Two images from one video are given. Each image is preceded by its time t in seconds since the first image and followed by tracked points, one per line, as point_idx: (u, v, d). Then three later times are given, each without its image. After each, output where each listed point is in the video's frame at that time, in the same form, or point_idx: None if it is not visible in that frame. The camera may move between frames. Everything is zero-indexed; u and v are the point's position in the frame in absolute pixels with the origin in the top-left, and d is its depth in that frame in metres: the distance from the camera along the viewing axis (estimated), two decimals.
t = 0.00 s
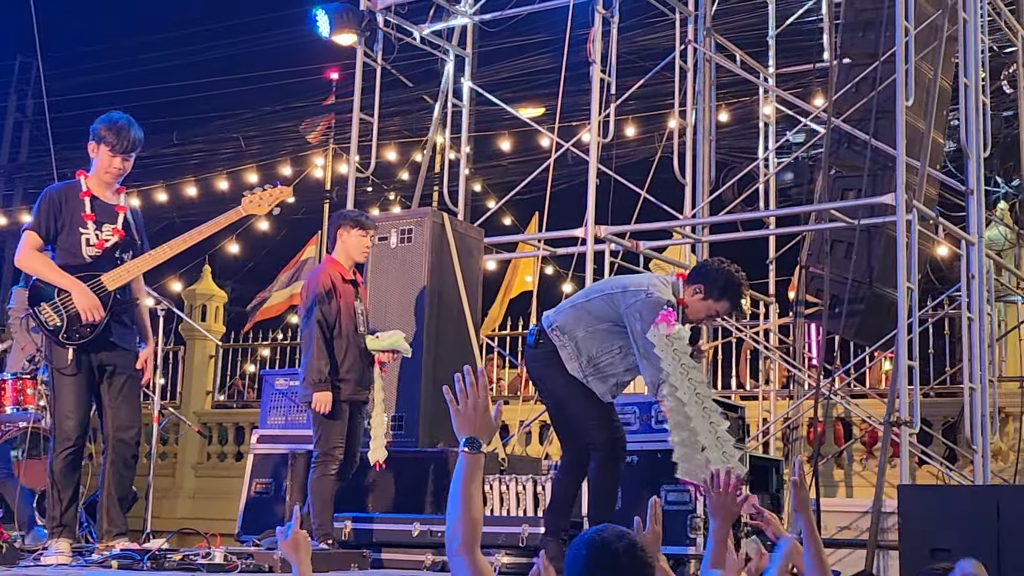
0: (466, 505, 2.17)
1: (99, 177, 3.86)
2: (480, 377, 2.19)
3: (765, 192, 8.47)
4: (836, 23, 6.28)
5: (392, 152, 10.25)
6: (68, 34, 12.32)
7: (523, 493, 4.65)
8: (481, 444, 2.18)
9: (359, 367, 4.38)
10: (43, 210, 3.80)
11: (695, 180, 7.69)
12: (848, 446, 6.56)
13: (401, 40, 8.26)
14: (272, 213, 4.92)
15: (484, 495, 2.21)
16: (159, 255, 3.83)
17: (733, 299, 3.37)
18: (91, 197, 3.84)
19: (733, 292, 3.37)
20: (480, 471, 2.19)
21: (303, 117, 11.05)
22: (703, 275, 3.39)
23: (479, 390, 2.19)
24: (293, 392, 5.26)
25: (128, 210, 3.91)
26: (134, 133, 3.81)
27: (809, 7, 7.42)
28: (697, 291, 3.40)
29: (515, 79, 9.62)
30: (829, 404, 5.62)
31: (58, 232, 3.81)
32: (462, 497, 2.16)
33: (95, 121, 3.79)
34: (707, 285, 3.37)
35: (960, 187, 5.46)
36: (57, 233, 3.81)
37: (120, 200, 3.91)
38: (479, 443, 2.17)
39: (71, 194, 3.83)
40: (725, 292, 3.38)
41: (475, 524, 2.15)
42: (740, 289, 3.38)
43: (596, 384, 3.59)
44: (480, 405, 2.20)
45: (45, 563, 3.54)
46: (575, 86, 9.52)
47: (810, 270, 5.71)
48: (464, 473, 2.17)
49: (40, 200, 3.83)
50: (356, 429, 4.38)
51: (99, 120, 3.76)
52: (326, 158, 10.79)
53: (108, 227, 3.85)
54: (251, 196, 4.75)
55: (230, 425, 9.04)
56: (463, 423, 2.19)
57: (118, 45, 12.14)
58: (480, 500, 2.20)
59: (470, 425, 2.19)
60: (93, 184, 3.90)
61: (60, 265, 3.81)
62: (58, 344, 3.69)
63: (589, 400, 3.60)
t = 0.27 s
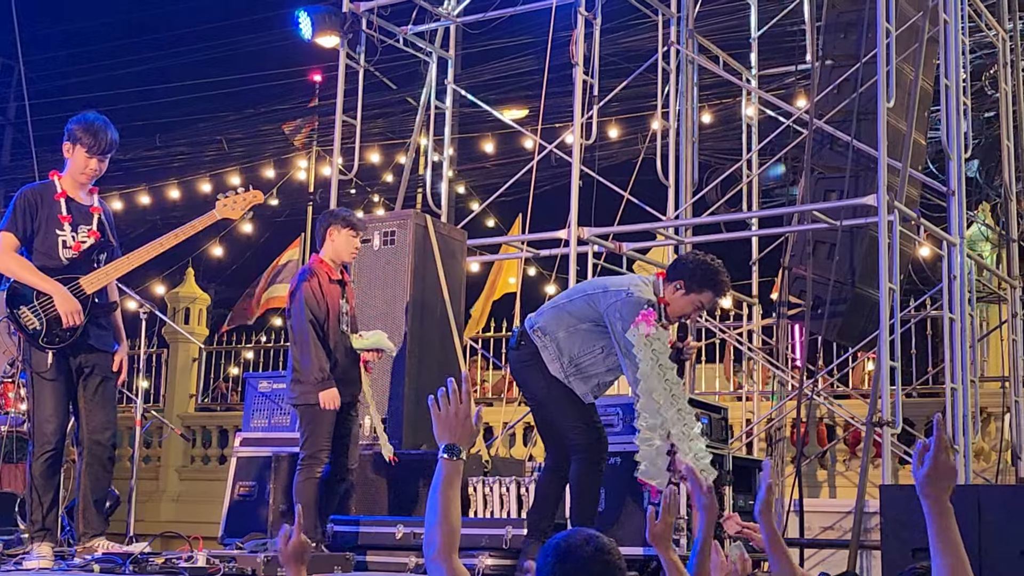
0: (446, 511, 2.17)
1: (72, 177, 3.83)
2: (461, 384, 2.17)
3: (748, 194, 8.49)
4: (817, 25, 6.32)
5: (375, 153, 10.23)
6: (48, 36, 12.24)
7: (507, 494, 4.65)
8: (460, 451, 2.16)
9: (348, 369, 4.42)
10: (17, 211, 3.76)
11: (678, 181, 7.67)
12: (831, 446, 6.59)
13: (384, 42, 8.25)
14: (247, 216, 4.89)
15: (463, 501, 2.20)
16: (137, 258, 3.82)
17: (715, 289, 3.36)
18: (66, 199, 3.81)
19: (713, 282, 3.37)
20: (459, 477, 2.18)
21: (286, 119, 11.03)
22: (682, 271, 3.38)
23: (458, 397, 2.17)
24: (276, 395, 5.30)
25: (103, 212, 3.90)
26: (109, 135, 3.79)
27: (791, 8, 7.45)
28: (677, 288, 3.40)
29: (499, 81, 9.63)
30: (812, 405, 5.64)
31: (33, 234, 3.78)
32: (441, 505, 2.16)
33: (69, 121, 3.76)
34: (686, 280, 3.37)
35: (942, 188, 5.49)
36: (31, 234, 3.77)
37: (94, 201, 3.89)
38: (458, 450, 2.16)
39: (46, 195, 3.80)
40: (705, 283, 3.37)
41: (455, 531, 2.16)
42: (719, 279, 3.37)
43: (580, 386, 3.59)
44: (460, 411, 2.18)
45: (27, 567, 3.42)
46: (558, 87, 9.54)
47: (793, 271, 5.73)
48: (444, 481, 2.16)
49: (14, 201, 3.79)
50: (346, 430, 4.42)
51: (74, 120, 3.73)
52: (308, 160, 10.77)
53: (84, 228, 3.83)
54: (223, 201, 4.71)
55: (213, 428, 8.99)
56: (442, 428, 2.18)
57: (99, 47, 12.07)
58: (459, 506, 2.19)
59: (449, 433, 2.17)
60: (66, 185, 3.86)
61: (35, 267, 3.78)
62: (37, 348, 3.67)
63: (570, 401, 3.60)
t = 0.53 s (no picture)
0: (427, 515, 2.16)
1: (54, 178, 3.81)
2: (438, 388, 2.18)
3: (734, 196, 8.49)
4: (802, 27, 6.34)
5: (362, 156, 10.21)
6: (31, 37, 12.16)
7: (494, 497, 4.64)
8: (437, 454, 2.17)
9: (338, 374, 4.36)
10: None
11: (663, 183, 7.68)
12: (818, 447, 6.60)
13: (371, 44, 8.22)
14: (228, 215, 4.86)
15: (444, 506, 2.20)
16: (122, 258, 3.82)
17: (699, 278, 3.40)
18: (49, 201, 3.79)
19: (696, 273, 3.41)
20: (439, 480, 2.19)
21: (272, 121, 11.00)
22: (666, 266, 3.42)
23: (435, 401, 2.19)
24: (262, 397, 5.28)
25: (86, 214, 3.88)
26: (90, 136, 3.76)
27: (776, 10, 7.47)
28: (662, 283, 3.42)
29: (485, 83, 9.62)
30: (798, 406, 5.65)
31: (16, 237, 3.75)
32: (424, 507, 2.15)
33: (50, 123, 3.74)
34: (669, 274, 3.41)
35: (926, 190, 5.52)
36: (14, 237, 3.75)
37: (76, 203, 3.87)
38: (436, 453, 2.16)
39: (28, 198, 3.77)
40: (688, 275, 3.41)
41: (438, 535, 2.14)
42: (702, 269, 3.41)
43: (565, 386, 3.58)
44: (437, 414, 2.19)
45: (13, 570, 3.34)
46: (544, 89, 9.54)
47: (778, 272, 5.74)
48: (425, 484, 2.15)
49: None
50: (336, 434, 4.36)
51: (56, 122, 3.71)
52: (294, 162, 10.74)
53: (67, 231, 3.81)
54: (206, 200, 4.67)
55: (200, 431, 8.95)
56: (419, 431, 2.19)
57: (83, 49, 12.00)
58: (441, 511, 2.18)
59: (426, 437, 2.18)
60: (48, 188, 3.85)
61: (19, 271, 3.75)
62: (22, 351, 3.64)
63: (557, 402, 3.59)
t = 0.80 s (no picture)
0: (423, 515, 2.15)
1: (38, 180, 3.79)
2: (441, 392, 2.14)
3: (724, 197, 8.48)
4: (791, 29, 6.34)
5: (351, 158, 10.19)
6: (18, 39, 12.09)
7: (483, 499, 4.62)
8: (434, 457, 2.14)
9: (330, 379, 4.30)
10: None
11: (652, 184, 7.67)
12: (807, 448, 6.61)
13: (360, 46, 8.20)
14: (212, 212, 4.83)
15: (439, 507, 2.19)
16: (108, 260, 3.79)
17: (685, 272, 3.40)
18: (34, 203, 3.76)
19: (682, 266, 3.41)
20: (435, 482, 2.19)
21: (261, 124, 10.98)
22: (651, 263, 3.43)
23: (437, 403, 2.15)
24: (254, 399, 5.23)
25: (71, 215, 3.85)
26: (74, 138, 3.75)
27: (764, 13, 7.49)
28: (648, 280, 3.44)
29: (474, 85, 9.62)
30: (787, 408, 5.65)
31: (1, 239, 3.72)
32: (417, 510, 2.14)
33: (34, 125, 3.72)
34: (655, 270, 3.42)
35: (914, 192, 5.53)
36: None
37: (60, 205, 3.84)
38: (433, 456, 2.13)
39: (13, 199, 3.74)
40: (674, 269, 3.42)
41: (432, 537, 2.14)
42: (687, 262, 3.41)
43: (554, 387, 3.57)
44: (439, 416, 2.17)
45: None
46: (534, 91, 9.53)
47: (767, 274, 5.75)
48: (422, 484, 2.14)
49: None
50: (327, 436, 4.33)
51: (40, 124, 3.69)
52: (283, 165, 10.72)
53: (52, 233, 3.79)
54: (191, 197, 4.64)
55: (189, 434, 8.92)
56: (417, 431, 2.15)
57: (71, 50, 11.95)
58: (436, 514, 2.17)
59: (425, 438, 2.13)
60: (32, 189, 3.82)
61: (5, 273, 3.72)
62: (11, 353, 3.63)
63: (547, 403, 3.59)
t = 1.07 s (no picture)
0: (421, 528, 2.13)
1: (26, 182, 3.77)
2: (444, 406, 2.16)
3: (715, 199, 8.48)
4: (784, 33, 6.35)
5: (343, 160, 10.18)
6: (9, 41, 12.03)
7: (475, 501, 4.61)
8: (435, 467, 2.14)
9: (321, 381, 4.30)
10: None
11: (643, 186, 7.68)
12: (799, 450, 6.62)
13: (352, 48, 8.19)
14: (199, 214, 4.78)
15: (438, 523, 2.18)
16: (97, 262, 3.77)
17: (675, 272, 3.41)
18: (21, 205, 3.74)
19: (672, 265, 3.42)
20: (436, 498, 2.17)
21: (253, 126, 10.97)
22: (640, 262, 3.44)
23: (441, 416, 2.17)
24: (243, 401, 5.28)
25: (58, 218, 3.83)
26: (60, 140, 3.76)
27: (756, 15, 7.47)
28: (638, 280, 3.44)
29: (467, 88, 9.62)
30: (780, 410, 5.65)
31: None
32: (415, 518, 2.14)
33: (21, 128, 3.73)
34: (645, 270, 3.42)
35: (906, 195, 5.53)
36: None
37: (48, 207, 3.82)
38: (431, 465, 2.14)
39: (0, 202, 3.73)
40: (664, 269, 3.42)
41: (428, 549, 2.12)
42: (676, 262, 3.42)
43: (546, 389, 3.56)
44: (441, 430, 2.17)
45: None
46: (526, 94, 9.54)
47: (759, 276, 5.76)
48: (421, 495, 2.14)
49: None
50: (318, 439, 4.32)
51: (26, 126, 3.70)
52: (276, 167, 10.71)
53: (40, 235, 3.76)
54: (179, 199, 4.60)
55: (181, 436, 8.90)
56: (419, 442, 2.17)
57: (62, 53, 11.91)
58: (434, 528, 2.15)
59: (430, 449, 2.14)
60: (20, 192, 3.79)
61: None
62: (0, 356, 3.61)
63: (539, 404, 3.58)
